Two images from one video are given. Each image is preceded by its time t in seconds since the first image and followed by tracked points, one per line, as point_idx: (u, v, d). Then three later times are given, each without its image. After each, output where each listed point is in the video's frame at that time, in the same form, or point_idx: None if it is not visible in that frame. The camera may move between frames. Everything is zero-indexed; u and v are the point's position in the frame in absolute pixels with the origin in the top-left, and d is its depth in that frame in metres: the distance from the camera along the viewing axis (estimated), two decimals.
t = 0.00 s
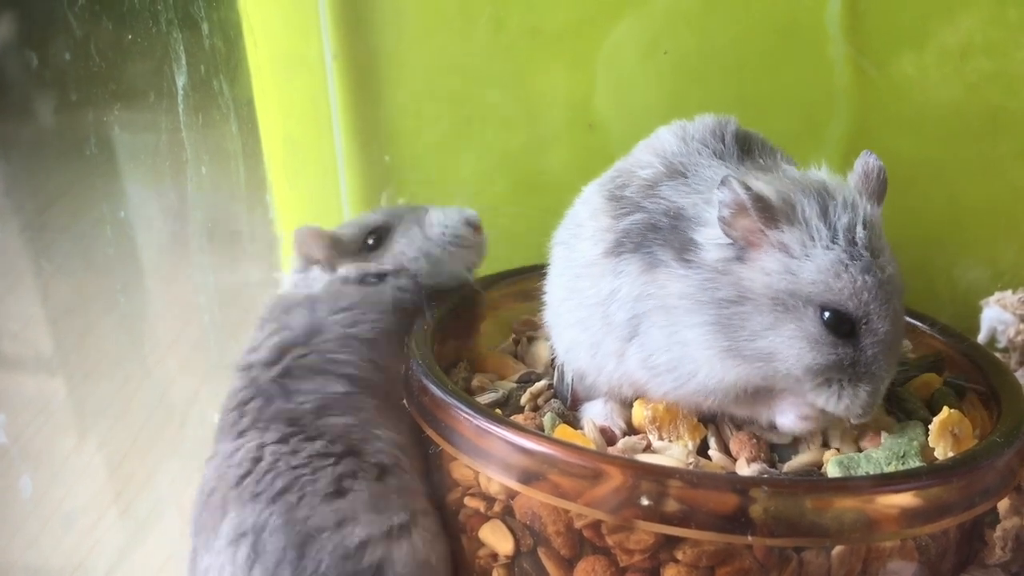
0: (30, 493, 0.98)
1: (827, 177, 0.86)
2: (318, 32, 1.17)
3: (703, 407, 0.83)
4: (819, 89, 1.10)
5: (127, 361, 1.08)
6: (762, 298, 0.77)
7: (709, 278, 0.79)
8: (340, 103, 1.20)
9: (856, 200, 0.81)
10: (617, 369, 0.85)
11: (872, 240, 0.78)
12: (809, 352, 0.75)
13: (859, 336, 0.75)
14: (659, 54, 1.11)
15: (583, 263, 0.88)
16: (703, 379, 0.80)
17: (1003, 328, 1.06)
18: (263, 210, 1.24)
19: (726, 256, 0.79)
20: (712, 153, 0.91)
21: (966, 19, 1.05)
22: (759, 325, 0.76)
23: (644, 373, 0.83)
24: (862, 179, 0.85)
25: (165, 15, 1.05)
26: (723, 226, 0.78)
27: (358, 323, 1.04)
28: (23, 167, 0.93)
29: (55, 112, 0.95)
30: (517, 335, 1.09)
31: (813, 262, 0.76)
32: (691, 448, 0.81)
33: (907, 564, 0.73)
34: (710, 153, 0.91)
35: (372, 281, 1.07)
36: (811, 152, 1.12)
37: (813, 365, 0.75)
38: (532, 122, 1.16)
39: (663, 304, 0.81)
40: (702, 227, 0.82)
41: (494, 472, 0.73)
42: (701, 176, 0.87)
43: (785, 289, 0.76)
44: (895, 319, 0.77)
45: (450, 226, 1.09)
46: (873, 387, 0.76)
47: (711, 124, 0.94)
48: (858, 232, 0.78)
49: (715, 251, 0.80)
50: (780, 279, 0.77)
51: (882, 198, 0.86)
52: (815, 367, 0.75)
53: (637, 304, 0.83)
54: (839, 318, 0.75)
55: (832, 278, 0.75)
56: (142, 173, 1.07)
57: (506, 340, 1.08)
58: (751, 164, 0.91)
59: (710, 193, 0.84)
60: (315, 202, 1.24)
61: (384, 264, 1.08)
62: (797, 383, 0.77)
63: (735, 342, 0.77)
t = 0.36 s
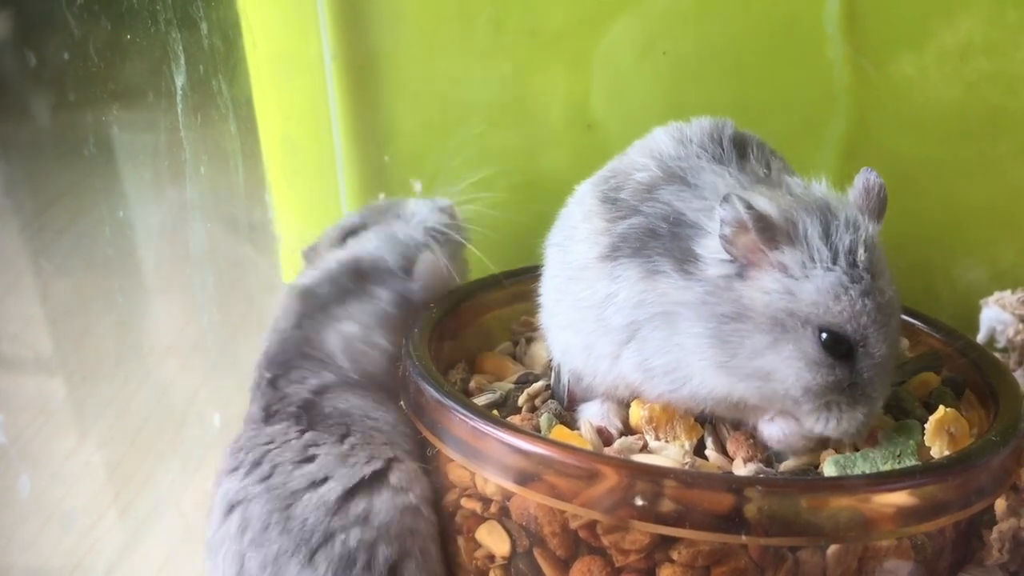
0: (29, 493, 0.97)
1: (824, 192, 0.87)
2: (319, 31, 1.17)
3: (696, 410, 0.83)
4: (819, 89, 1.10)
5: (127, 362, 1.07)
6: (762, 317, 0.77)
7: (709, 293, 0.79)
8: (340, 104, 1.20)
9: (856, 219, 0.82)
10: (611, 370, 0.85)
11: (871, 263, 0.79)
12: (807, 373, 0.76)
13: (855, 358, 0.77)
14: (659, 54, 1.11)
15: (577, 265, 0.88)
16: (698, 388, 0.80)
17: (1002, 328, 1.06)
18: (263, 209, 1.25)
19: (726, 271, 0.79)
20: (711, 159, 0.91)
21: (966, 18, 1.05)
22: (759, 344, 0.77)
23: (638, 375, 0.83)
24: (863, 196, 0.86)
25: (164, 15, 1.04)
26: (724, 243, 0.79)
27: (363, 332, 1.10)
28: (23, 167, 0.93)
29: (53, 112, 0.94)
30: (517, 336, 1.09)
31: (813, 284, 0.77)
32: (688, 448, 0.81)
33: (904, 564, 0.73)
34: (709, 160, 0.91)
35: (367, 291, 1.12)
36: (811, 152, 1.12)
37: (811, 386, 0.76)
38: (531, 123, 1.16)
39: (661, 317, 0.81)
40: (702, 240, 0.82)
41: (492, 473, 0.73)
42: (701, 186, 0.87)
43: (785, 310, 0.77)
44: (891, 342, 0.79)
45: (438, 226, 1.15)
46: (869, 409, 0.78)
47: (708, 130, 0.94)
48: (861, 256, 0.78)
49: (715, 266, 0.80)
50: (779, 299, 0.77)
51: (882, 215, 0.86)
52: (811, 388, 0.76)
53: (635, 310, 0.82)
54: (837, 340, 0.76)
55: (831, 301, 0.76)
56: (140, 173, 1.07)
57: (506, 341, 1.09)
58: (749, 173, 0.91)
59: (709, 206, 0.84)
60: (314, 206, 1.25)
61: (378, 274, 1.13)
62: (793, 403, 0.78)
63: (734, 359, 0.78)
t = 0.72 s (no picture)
0: (28, 495, 1.02)
1: (823, 189, 0.87)
2: (319, 32, 1.16)
3: (698, 408, 0.83)
4: (818, 89, 1.10)
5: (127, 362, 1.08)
6: (765, 318, 0.77)
7: (710, 296, 0.79)
8: (340, 105, 1.19)
9: (853, 216, 0.82)
10: (613, 370, 0.86)
11: (870, 258, 0.79)
12: (814, 371, 0.76)
13: (861, 353, 0.77)
14: (659, 54, 1.11)
15: (579, 265, 0.88)
16: (702, 388, 0.81)
17: (1003, 328, 1.06)
18: (262, 210, 1.20)
19: (728, 274, 0.79)
20: (709, 159, 0.91)
21: (965, 18, 1.05)
22: (763, 346, 0.77)
23: (640, 375, 0.84)
24: (859, 191, 0.86)
25: (164, 15, 1.04)
26: (723, 245, 0.78)
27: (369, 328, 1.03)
28: (24, 167, 0.97)
29: (53, 114, 0.98)
30: (518, 336, 1.09)
31: (813, 282, 0.77)
32: (688, 447, 0.81)
33: (903, 563, 0.73)
34: (707, 160, 0.91)
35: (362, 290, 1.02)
36: (811, 153, 1.12)
37: (819, 383, 0.76)
38: (532, 123, 1.16)
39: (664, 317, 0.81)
40: (702, 242, 0.82)
41: (492, 473, 0.73)
42: (700, 186, 0.87)
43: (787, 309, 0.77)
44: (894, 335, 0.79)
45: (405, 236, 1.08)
46: (880, 401, 0.78)
47: (705, 129, 0.94)
48: (860, 253, 0.79)
49: (716, 269, 0.80)
50: (781, 300, 0.77)
51: (879, 209, 0.86)
52: (817, 385, 0.76)
53: (637, 310, 0.83)
54: (840, 337, 0.76)
55: (834, 299, 0.77)
56: (140, 174, 1.07)
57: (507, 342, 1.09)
58: (748, 172, 0.91)
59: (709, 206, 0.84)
60: (314, 205, 1.20)
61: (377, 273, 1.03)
62: (802, 402, 0.78)
63: (739, 361, 0.78)
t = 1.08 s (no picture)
0: (30, 497, 0.96)
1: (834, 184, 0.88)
2: (319, 33, 1.16)
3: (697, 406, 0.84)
4: (819, 91, 1.10)
5: (128, 363, 1.08)
6: (779, 309, 0.77)
7: (723, 288, 0.79)
8: (340, 105, 1.19)
9: (864, 209, 0.82)
10: (613, 369, 0.86)
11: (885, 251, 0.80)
12: (828, 363, 0.76)
13: (874, 345, 0.77)
14: (660, 55, 1.11)
15: (583, 263, 0.88)
16: (710, 383, 0.81)
17: (1003, 329, 1.06)
18: (263, 211, 1.23)
19: (740, 266, 0.79)
20: (717, 156, 0.91)
21: (967, 20, 1.05)
22: (778, 338, 0.77)
23: (644, 375, 0.84)
24: (864, 185, 0.86)
25: (165, 18, 1.05)
26: (736, 238, 0.78)
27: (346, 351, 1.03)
28: (24, 171, 0.92)
29: (56, 115, 0.94)
30: (519, 338, 1.10)
31: (830, 273, 0.77)
32: (689, 449, 0.81)
33: (905, 564, 0.74)
34: (714, 157, 0.91)
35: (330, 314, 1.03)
36: (809, 156, 1.13)
37: (832, 376, 0.76)
38: (532, 124, 1.16)
39: (673, 311, 0.81)
40: (714, 236, 0.82)
41: (493, 475, 0.73)
42: (709, 181, 0.87)
43: (803, 300, 0.77)
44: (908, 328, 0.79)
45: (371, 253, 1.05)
46: (887, 395, 0.78)
47: (712, 127, 0.95)
48: (875, 245, 0.79)
49: (728, 262, 0.80)
50: (796, 292, 0.77)
51: (884, 204, 0.86)
52: (832, 377, 0.76)
53: (641, 306, 0.83)
54: (855, 329, 0.76)
55: (849, 291, 0.77)
56: (140, 176, 1.07)
57: (507, 343, 1.09)
58: (754, 170, 0.92)
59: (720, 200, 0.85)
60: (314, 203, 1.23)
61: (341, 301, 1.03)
62: (815, 394, 0.78)
63: (751, 352, 0.78)
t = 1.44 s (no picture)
0: (30, 495, 0.98)
1: (830, 188, 0.87)
2: (319, 33, 1.16)
3: (696, 407, 0.84)
4: (819, 92, 1.10)
5: (127, 364, 1.08)
6: (766, 313, 0.77)
7: (713, 290, 0.80)
8: (341, 105, 1.19)
9: (857, 213, 0.82)
10: (612, 368, 0.86)
11: (877, 256, 0.79)
12: (815, 368, 0.76)
13: (863, 350, 0.76)
14: (660, 56, 1.11)
15: (582, 263, 0.88)
16: (703, 385, 0.81)
17: (1003, 330, 1.06)
18: (263, 211, 1.21)
19: (730, 270, 0.79)
20: (715, 157, 0.91)
21: (968, 20, 1.05)
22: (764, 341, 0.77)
23: (639, 374, 0.83)
24: (863, 189, 0.86)
25: (165, 19, 1.04)
26: (725, 242, 0.78)
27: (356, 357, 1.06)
28: (23, 171, 0.95)
29: (58, 116, 0.97)
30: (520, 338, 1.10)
31: (817, 277, 0.77)
32: (689, 449, 0.81)
33: (906, 565, 0.74)
34: (712, 159, 0.91)
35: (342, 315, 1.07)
36: (811, 157, 1.13)
37: (817, 380, 0.76)
38: (533, 124, 1.17)
39: (668, 312, 0.81)
40: (706, 239, 0.82)
41: (494, 475, 0.73)
42: (705, 183, 0.87)
43: (790, 303, 0.77)
44: (899, 333, 0.79)
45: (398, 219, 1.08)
46: (875, 400, 0.77)
47: (711, 128, 0.95)
48: (864, 250, 0.79)
49: (719, 266, 0.80)
50: (783, 296, 0.77)
51: (883, 208, 0.86)
52: (818, 381, 0.76)
53: (637, 306, 0.83)
54: (843, 333, 0.76)
55: (835, 294, 0.77)
56: (142, 176, 1.07)
57: (507, 343, 1.09)
58: (752, 171, 0.91)
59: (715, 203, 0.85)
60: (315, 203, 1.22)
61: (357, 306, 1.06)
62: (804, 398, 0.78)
63: (741, 356, 0.78)
